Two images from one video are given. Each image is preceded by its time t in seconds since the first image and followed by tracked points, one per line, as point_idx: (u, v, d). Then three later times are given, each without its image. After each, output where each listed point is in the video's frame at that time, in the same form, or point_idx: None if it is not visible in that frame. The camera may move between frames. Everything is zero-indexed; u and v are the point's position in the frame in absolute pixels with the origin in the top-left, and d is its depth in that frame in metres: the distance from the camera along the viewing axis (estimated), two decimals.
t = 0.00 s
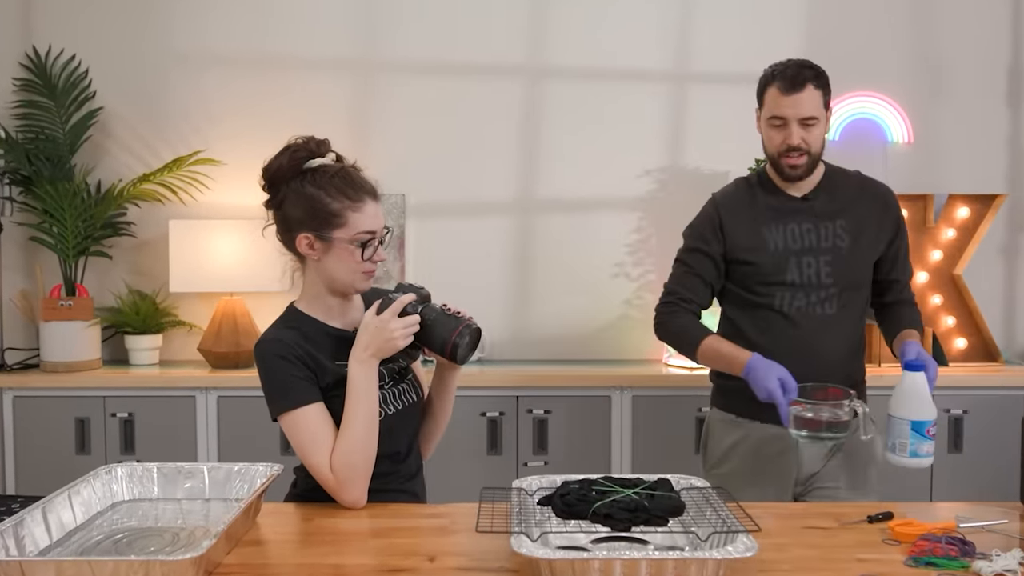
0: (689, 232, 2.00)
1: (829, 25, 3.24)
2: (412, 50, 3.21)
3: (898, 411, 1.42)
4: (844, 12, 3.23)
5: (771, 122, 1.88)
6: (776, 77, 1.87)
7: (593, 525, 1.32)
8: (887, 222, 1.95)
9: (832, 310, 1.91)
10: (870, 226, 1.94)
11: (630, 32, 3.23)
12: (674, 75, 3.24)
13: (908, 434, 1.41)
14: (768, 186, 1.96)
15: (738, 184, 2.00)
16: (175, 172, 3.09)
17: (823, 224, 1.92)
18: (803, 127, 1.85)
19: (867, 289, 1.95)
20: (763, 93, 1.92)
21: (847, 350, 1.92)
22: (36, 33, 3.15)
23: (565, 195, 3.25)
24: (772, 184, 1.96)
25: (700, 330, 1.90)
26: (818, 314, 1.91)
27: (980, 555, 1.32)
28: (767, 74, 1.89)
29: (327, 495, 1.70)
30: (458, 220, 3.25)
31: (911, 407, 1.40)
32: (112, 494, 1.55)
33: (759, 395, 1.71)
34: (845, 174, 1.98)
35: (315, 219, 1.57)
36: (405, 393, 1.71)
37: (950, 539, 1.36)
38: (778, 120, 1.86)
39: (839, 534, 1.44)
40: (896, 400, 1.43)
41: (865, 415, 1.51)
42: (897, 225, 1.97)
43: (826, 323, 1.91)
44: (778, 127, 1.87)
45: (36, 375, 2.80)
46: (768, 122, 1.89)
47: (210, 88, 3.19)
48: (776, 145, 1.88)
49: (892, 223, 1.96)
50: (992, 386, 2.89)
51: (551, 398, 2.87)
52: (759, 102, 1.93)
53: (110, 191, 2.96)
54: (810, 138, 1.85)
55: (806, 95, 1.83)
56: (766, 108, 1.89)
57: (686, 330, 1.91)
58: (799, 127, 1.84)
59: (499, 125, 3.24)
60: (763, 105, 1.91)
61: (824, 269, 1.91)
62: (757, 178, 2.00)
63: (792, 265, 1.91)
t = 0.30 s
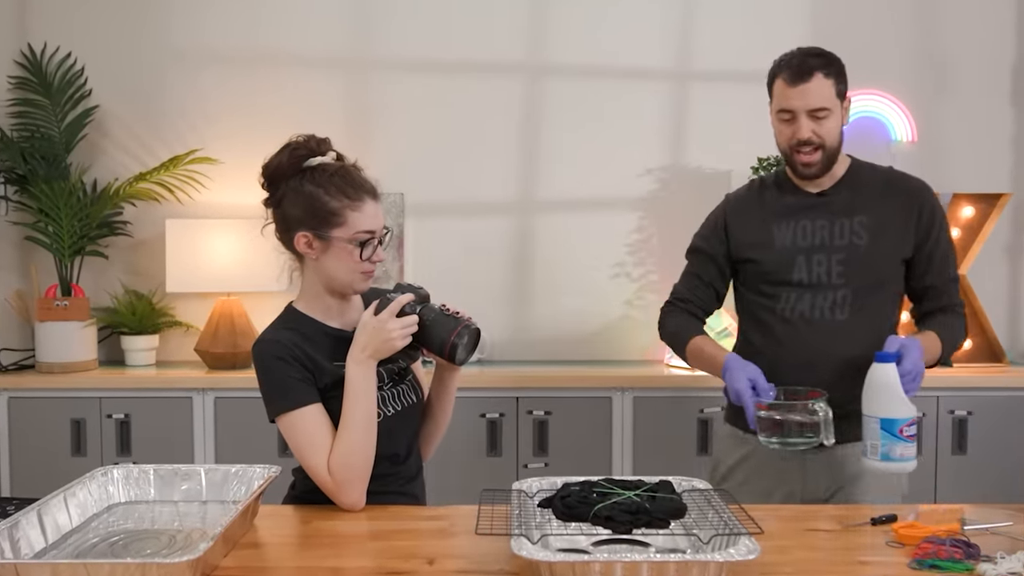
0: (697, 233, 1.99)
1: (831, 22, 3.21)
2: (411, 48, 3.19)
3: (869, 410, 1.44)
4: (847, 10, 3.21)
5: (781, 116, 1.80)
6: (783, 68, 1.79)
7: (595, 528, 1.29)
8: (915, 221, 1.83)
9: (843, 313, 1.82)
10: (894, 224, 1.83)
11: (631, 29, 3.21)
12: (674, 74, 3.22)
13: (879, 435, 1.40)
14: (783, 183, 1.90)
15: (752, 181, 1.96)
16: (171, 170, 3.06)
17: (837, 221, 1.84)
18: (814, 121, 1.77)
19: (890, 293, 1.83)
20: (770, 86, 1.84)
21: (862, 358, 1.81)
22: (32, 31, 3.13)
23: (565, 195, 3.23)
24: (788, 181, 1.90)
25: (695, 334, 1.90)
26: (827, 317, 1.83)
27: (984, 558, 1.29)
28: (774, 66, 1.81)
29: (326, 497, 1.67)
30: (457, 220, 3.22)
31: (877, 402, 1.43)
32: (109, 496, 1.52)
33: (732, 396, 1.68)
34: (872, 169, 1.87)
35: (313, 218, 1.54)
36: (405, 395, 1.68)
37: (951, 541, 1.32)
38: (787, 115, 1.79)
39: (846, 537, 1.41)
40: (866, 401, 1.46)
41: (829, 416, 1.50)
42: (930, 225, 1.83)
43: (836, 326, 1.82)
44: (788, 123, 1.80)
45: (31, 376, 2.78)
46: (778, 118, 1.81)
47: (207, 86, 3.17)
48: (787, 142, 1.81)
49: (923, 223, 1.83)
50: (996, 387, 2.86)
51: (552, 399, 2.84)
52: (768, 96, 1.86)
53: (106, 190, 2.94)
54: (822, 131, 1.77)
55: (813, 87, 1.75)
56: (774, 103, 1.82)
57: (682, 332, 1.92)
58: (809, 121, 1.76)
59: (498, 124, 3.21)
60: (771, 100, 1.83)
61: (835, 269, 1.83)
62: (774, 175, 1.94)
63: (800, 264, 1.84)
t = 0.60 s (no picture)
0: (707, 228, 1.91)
1: (833, 20, 3.19)
2: (411, 45, 3.16)
3: (841, 419, 1.37)
4: (849, 9, 3.19)
5: (793, 97, 1.66)
6: (798, 46, 1.65)
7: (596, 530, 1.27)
8: (934, 208, 1.66)
9: (853, 313, 1.69)
10: (912, 214, 1.67)
11: (633, 26, 3.19)
12: (676, 71, 3.20)
13: (853, 448, 1.34)
14: (795, 172, 1.78)
15: (764, 173, 1.85)
16: (168, 169, 3.04)
17: (850, 213, 1.71)
18: (830, 102, 1.62)
19: (908, 289, 1.68)
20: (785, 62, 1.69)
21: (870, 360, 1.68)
22: (28, 29, 3.11)
23: (567, 195, 3.21)
24: (803, 170, 1.78)
25: (698, 335, 1.80)
26: (836, 317, 1.70)
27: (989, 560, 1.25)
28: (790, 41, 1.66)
29: (323, 499, 1.65)
30: (457, 219, 3.20)
31: (850, 410, 1.36)
32: (105, 498, 1.50)
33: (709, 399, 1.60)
34: (891, 154, 1.72)
35: (310, 218, 1.52)
36: (404, 395, 1.66)
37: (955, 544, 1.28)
38: (801, 95, 1.64)
39: (852, 539, 1.39)
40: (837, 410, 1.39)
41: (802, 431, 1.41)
42: (952, 211, 1.65)
43: (845, 328, 1.70)
44: (802, 104, 1.65)
45: (26, 376, 2.76)
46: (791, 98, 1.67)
47: (205, 84, 3.14)
48: (800, 124, 1.66)
49: (943, 210, 1.66)
50: (1001, 388, 2.84)
51: (552, 401, 2.82)
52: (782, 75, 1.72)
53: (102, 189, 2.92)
54: (839, 113, 1.62)
55: (830, 65, 1.60)
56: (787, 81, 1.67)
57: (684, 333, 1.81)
58: (825, 102, 1.62)
59: (499, 122, 3.19)
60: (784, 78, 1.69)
61: (845, 264, 1.70)
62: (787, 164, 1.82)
63: (807, 261, 1.73)
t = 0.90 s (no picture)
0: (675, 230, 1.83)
1: (834, 19, 3.17)
2: (409, 43, 3.14)
3: (826, 442, 1.36)
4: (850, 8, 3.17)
5: (773, 90, 1.61)
6: (778, 35, 1.60)
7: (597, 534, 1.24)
8: (913, 208, 1.63)
9: (838, 317, 1.65)
10: (891, 214, 1.64)
11: (632, 24, 3.17)
12: (676, 69, 3.18)
13: (842, 473, 1.37)
14: (768, 170, 1.73)
15: (735, 169, 1.79)
16: (165, 169, 3.02)
17: (829, 214, 1.66)
18: (810, 95, 1.58)
19: (890, 291, 1.64)
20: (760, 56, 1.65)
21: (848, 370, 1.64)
22: (23, 28, 3.10)
23: (566, 194, 3.18)
24: (775, 166, 1.73)
25: (674, 349, 1.71)
26: (820, 322, 1.65)
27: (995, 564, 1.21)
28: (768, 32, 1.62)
29: (320, 502, 1.62)
30: (456, 218, 3.18)
31: (837, 438, 1.34)
32: (102, 500, 1.48)
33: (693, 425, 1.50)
34: (866, 152, 1.69)
35: (308, 217, 1.50)
36: (402, 397, 1.64)
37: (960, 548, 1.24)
38: (780, 88, 1.59)
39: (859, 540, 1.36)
40: (823, 431, 1.36)
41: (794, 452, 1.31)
42: (930, 211, 1.62)
43: (830, 333, 1.64)
44: (781, 96, 1.60)
45: (22, 378, 2.75)
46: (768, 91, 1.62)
47: (202, 82, 3.12)
48: (778, 117, 1.62)
49: (921, 209, 1.63)
50: (1006, 389, 2.81)
51: (552, 402, 2.80)
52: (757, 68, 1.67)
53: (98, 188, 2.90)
54: (819, 107, 1.59)
55: (812, 57, 1.56)
56: (764, 73, 1.63)
57: (661, 346, 1.72)
58: (806, 95, 1.58)
59: (497, 121, 3.17)
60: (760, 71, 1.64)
61: (827, 268, 1.65)
62: (757, 161, 1.77)
63: (788, 263, 1.67)
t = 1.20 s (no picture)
0: (629, 239, 1.73)
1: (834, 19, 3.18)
2: (409, 43, 3.14)
3: (826, 452, 1.33)
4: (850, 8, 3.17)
5: (735, 92, 1.57)
6: (743, 33, 1.55)
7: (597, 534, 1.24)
8: (871, 213, 1.64)
9: (810, 327, 1.62)
10: (853, 219, 1.64)
11: (632, 24, 3.16)
12: (676, 69, 3.17)
13: (843, 484, 1.34)
14: (723, 174, 1.68)
15: (686, 173, 1.72)
16: (165, 169, 3.02)
17: (792, 221, 1.64)
18: (774, 99, 1.54)
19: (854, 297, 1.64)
20: (720, 54, 1.60)
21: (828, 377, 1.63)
22: (23, 27, 3.10)
23: (566, 194, 3.18)
24: (730, 170, 1.68)
25: (648, 369, 1.61)
26: (793, 332, 1.62)
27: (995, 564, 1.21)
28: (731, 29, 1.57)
29: (320, 502, 1.62)
30: (455, 218, 3.18)
31: (837, 447, 1.31)
32: (102, 500, 1.48)
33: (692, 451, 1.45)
34: (820, 156, 1.68)
35: (307, 216, 1.50)
36: (402, 397, 1.64)
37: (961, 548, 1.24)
38: (743, 89, 1.55)
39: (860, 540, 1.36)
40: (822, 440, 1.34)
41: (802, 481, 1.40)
42: (885, 216, 1.65)
43: (803, 343, 1.62)
44: (744, 98, 1.56)
45: (22, 378, 2.75)
46: (729, 92, 1.58)
47: (201, 83, 3.12)
48: (739, 120, 1.58)
49: (878, 215, 1.64)
50: (1006, 389, 2.81)
51: (552, 402, 2.80)
52: (717, 67, 1.62)
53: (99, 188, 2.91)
54: (783, 111, 1.55)
55: (777, 60, 1.52)
56: (725, 74, 1.58)
57: (633, 368, 1.62)
58: (770, 99, 1.54)
59: (497, 121, 3.17)
60: (721, 71, 1.60)
61: (795, 276, 1.62)
62: (710, 162, 1.72)
63: (757, 273, 1.63)
